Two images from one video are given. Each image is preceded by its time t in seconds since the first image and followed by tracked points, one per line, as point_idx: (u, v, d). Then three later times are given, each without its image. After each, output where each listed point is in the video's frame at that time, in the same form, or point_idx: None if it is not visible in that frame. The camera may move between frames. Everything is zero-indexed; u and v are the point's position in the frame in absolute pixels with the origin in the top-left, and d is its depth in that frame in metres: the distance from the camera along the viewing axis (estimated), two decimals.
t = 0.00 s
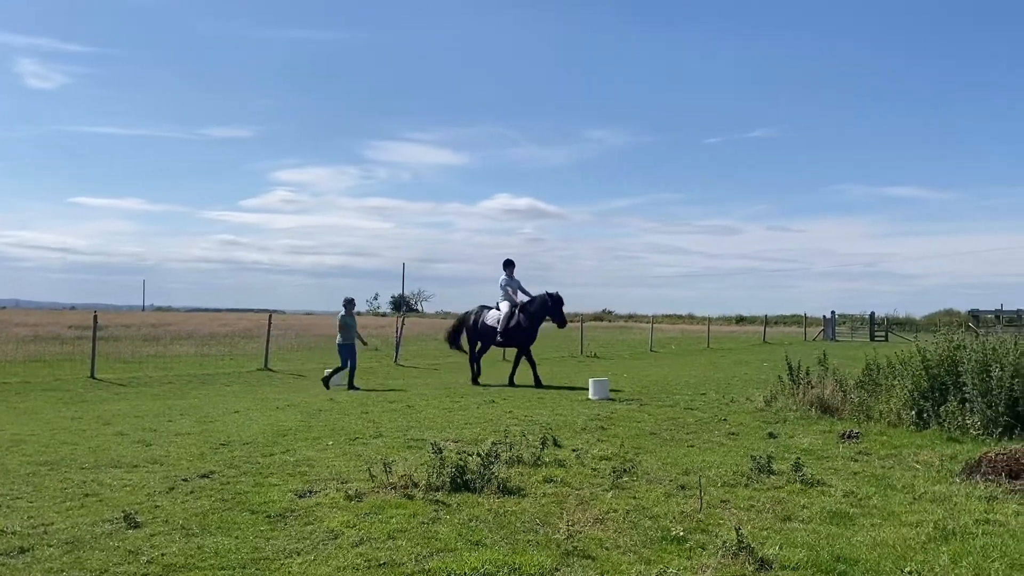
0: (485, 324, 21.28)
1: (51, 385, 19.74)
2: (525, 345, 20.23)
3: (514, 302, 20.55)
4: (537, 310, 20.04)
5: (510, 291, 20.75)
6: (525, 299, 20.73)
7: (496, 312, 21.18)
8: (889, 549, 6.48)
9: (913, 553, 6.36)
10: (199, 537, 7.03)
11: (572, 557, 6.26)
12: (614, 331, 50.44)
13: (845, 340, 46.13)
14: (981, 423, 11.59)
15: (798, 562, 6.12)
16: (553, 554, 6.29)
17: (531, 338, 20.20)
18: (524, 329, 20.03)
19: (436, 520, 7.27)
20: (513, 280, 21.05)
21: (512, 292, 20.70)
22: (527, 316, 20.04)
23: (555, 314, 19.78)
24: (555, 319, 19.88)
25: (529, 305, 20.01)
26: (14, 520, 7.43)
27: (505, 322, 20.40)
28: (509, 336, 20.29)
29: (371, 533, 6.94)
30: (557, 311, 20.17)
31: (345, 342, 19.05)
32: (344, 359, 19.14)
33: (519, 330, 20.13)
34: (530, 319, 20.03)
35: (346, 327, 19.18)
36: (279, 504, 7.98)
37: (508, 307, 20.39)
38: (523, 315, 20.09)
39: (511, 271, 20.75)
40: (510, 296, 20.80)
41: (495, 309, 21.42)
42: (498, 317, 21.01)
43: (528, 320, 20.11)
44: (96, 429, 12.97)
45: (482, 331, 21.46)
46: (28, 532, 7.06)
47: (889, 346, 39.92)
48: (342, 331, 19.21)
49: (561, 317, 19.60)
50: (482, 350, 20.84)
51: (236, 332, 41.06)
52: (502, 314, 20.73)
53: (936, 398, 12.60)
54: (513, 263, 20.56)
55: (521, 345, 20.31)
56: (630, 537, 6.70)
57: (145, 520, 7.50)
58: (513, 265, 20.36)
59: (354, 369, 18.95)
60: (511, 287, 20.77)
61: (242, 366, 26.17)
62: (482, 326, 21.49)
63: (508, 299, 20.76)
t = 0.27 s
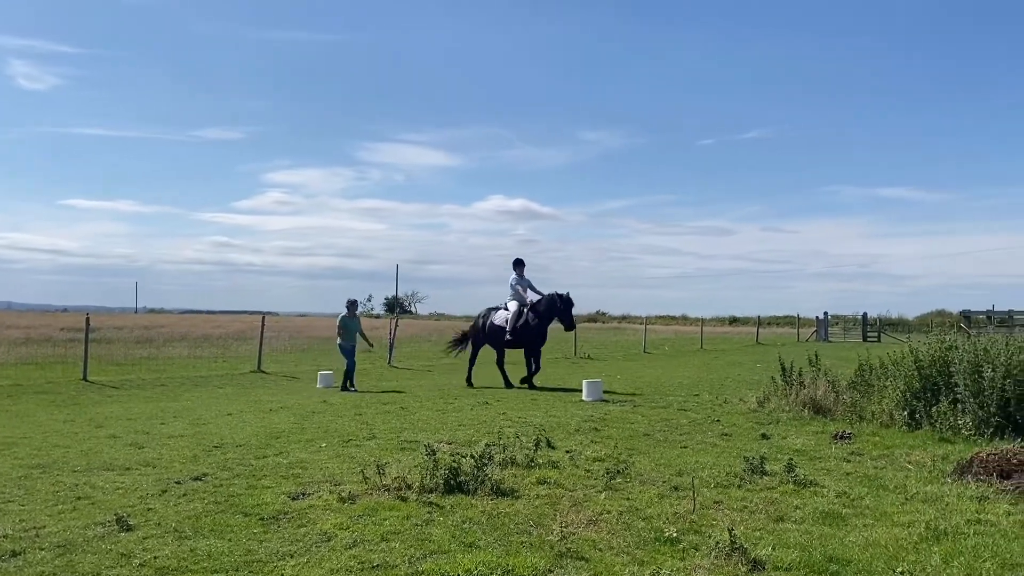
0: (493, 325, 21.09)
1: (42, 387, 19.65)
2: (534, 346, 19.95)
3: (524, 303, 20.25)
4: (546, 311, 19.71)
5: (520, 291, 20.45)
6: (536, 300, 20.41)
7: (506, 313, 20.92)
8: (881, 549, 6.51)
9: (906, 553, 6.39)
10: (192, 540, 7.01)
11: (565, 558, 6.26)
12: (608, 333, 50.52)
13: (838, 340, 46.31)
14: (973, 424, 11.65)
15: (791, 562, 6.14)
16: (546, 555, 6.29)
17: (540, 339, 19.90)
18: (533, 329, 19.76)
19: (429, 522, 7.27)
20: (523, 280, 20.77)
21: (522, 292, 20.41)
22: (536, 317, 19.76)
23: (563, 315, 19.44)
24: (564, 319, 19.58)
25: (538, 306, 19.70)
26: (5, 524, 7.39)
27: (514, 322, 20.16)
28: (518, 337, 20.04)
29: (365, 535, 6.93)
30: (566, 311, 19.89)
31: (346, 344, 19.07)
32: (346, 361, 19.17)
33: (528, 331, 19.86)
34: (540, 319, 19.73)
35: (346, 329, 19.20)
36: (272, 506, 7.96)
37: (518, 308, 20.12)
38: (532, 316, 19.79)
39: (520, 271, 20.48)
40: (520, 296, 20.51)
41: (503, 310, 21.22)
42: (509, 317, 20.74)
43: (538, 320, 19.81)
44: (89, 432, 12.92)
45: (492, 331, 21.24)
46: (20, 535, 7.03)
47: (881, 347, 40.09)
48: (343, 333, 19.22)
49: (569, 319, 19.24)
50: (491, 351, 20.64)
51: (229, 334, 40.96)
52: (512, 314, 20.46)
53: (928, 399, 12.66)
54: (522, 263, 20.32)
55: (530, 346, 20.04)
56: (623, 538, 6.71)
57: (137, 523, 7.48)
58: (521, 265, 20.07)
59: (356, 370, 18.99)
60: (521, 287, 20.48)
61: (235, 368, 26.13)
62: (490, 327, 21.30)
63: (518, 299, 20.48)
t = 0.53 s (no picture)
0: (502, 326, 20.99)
1: (34, 389, 19.58)
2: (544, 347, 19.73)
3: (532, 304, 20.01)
4: (555, 312, 19.42)
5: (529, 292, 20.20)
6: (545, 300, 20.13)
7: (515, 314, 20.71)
8: (873, 550, 6.53)
9: (897, 553, 6.41)
10: (185, 542, 6.99)
11: (559, 559, 6.27)
12: (602, 334, 50.60)
13: (831, 341, 46.49)
14: (965, 424, 11.71)
15: (784, 563, 6.15)
16: (540, 556, 6.30)
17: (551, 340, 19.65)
18: (541, 330, 19.55)
19: (423, 523, 7.26)
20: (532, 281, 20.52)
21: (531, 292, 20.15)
22: (545, 318, 19.50)
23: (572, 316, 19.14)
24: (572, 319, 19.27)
25: (547, 307, 19.43)
26: None
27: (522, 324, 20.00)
28: (527, 339, 19.84)
29: (358, 537, 6.92)
30: (575, 311, 19.55)
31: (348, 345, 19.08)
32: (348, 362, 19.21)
33: (537, 332, 19.64)
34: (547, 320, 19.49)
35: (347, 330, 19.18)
36: (265, 508, 7.94)
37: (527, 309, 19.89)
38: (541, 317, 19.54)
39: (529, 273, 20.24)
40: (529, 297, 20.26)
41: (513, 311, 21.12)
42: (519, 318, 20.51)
43: (547, 322, 19.56)
44: (81, 434, 12.87)
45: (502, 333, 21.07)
46: (12, 538, 7.00)
47: (874, 347, 40.27)
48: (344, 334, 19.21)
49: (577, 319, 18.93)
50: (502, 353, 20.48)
51: (222, 336, 40.89)
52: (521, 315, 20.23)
53: (921, 400, 12.70)
54: (531, 264, 20.09)
55: (540, 346, 19.84)
56: (617, 539, 6.72)
57: (130, 525, 7.46)
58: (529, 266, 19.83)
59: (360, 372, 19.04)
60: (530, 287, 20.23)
61: (228, 369, 26.08)
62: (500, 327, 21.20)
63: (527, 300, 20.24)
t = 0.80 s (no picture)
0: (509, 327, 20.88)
1: (28, 391, 19.51)
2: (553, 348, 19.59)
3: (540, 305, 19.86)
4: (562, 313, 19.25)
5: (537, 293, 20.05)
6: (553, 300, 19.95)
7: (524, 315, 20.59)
8: (867, 550, 6.55)
9: (890, 554, 6.44)
10: (179, 544, 6.98)
11: (554, 561, 6.27)
12: (597, 335, 50.65)
13: (825, 343, 46.65)
14: (959, 425, 11.77)
15: (778, 564, 6.17)
16: (534, 558, 6.30)
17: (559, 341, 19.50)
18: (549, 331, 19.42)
19: (418, 525, 7.26)
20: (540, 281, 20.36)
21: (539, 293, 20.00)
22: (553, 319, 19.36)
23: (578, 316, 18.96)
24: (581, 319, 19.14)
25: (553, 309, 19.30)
26: None
27: (530, 325, 19.91)
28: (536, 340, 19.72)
29: (353, 539, 6.92)
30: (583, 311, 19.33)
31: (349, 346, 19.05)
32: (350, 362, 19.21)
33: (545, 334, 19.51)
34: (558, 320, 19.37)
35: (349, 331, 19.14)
36: (259, 510, 7.93)
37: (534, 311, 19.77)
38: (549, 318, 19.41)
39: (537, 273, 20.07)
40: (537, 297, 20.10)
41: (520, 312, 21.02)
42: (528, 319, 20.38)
43: (554, 323, 19.42)
44: (76, 436, 12.82)
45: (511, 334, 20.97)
46: (5, 540, 6.98)
47: (868, 349, 40.44)
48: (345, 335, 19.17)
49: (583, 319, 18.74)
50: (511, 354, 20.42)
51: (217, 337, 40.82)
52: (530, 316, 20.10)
53: (915, 400, 12.75)
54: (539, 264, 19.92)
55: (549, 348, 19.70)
56: (611, 540, 6.72)
57: (124, 527, 7.44)
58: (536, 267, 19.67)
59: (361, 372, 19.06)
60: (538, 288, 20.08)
61: (222, 371, 26.03)
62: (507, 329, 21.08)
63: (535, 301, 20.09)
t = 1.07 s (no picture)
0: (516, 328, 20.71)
1: (19, 392, 19.42)
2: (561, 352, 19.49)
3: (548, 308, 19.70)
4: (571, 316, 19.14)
5: (544, 296, 19.88)
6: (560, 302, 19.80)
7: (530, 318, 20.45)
8: (860, 551, 6.57)
9: (883, 554, 6.45)
10: (171, 545, 6.96)
11: (547, 562, 6.27)
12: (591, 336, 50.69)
13: (818, 344, 46.83)
14: (951, 426, 11.82)
15: (771, 564, 6.18)
16: (528, 559, 6.30)
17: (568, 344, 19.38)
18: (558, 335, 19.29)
19: (411, 526, 7.26)
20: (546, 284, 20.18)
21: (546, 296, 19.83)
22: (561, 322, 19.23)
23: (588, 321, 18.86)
24: (587, 324, 19.08)
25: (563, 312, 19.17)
26: None
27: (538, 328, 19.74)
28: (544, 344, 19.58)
29: (346, 540, 6.91)
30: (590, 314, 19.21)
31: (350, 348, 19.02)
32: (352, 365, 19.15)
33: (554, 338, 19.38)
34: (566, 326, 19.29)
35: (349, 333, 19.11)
36: (252, 512, 7.91)
37: (542, 314, 19.60)
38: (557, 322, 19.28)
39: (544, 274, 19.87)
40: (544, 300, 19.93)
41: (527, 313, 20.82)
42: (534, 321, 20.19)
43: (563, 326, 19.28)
44: (68, 437, 12.77)
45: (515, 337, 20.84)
46: None
47: (861, 350, 40.60)
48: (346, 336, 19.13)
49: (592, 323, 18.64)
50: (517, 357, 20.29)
51: (210, 339, 40.70)
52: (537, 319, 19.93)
53: (908, 401, 12.79)
54: (547, 265, 19.67)
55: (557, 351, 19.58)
56: (604, 541, 6.73)
57: (116, 529, 7.40)
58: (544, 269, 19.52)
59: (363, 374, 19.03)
60: (545, 291, 19.90)
61: (215, 373, 25.96)
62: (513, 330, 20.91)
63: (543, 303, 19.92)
